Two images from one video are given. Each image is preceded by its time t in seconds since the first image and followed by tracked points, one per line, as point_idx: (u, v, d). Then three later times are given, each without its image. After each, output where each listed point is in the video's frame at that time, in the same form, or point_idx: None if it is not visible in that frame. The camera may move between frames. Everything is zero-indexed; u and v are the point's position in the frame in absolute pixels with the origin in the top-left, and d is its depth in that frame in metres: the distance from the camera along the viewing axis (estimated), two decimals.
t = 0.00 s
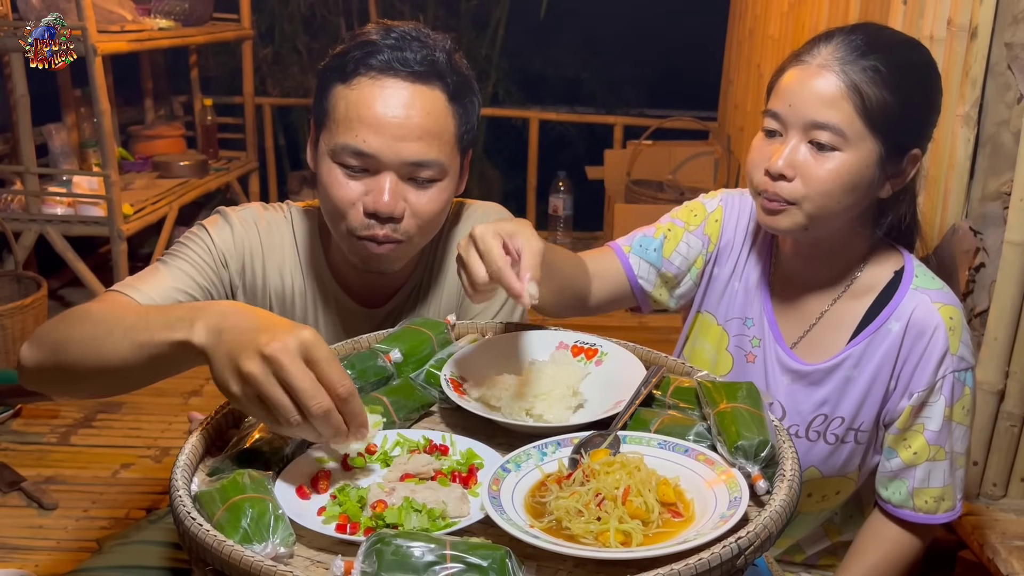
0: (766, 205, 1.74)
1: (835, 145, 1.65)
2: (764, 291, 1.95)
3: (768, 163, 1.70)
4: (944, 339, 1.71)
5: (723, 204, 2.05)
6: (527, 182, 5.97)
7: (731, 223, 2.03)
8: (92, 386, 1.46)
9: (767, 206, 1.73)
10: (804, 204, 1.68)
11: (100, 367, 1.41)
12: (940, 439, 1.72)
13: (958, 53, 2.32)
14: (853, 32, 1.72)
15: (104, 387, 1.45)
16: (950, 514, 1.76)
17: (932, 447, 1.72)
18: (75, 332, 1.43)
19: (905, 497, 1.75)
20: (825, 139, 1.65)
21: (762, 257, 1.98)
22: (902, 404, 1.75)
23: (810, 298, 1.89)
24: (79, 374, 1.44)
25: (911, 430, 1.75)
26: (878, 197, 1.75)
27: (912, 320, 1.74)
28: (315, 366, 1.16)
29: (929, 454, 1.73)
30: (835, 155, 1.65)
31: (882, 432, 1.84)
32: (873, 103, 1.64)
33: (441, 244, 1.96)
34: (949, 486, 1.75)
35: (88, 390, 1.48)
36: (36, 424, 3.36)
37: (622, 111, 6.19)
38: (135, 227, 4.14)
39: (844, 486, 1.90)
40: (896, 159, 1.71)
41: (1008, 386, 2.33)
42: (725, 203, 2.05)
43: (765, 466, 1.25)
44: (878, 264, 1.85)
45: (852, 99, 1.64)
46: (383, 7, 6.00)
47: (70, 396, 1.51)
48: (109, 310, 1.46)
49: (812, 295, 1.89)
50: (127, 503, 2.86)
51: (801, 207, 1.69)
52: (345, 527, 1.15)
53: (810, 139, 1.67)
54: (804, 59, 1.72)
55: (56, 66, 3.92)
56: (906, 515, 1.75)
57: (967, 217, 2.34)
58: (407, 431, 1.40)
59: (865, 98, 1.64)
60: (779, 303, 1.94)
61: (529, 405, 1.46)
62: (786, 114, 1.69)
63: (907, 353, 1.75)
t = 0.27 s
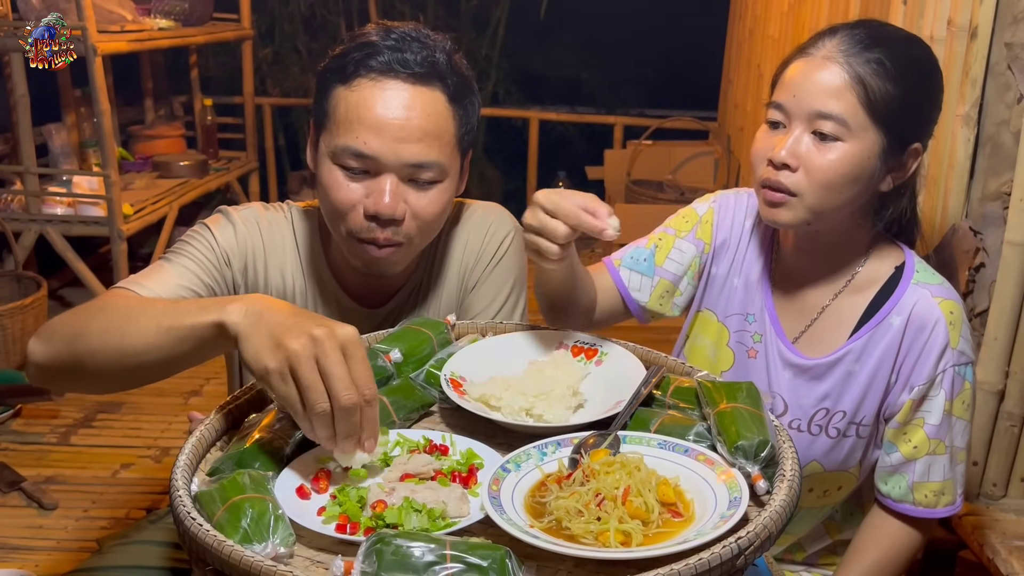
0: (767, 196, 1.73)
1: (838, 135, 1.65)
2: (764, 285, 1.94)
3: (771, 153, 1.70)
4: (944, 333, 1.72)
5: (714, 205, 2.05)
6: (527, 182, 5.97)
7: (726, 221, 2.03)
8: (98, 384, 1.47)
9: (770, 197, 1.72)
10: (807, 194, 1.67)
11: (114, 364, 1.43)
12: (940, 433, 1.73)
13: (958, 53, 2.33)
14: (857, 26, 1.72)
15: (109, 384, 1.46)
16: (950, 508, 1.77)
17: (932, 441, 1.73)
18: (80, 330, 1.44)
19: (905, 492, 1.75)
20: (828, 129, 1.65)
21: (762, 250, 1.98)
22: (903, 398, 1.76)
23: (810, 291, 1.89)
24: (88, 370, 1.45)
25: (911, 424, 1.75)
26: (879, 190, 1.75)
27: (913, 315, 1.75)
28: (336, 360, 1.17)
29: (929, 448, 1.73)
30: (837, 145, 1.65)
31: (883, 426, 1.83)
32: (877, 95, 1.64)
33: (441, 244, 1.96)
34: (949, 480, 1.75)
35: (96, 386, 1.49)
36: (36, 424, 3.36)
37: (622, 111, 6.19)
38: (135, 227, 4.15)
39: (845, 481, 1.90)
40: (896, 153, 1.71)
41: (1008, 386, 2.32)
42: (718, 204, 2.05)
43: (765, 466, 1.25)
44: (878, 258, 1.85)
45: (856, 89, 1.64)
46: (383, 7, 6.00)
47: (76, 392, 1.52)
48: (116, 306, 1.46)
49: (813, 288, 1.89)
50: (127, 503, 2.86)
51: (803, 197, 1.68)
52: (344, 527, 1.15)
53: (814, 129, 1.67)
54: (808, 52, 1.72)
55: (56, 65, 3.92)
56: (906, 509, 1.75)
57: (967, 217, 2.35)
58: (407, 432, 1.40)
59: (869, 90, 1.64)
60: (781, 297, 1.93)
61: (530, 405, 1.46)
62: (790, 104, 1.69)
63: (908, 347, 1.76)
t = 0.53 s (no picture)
0: (761, 194, 1.74)
1: (831, 140, 1.66)
2: (755, 283, 1.94)
3: (767, 152, 1.70)
4: (934, 325, 1.72)
5: (699, 212, 2.04)
6: (527, 182, 5.97)
7: (713, 223, 2.02)
8: (100, 382, 1.47)
9: (764, 195, 1.73)
10: (798, 195, 1.69)
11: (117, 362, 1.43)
12: (933, 425, 1.73)
13: (958, 53, 2.33)
14: (864, 28, 1.71)
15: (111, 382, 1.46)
16: (947, 501, 1.76)
17: (926, 434, 1.73)
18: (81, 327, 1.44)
19: (901, 485, 1.75)
20: (822, 133, 1.66)
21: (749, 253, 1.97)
22: (895, 392, 1.77)
23: (801, 287, 1.89)
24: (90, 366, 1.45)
25: (904, 417, 1.76)
26: (873, 194, 1.76)
27: (904, 308, 1.76)
28: (366, 369, 1.24)
29: (923, 441, 1.73)
30: (831, 149, 1.66)
31: (877, 420, 1.84)
32: (873, 101, 1.64)
33: (443, 245, 1.95)
34: (945, 472, 1.75)
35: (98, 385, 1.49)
36: (36, 424, 3.36)
37: (622, 111, 6.19)
38: (135, 228, 4.15)
39: (842, 475, 1.90)
40: (892, 158, 1.71)
41: (1008, 386, 2.31)
42: (703, 210, 2.04)
43: (765, 466, 1.25)
44: (870, 255, 1.85)
45: (853, 94, 1.64)
46: (382, 7, 6.00)
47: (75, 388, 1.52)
48: (120, 304, 1.47)
49: (803, 284, 1.89)
50: (128, 503, 2.86)
51: (794, 198, 1.69)
52: (344, 528, 1.15)
53: (809, 132, 1.67)
54: (811, 52, 1.71)
55: (56, 66, 3.92)
56: (903, 503, 1.75)
57: (967, 217, 2.35)
58: (407, 432, 1.40)
59: (866, 96, 1.64)
60: (771, 289, 1.94)
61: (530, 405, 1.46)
62: (789, 105, 1.69)
63: (899, 340, 1.76)
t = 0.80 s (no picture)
0: (749, 186, 1.75)
1: (817, 141, 1.67)
2: (743, 278, 1.94)
3: (755, 147, 1.72)
4: (920, 315, 1.72)
5: (684, 213, 2.05)
6: (527, 182, 5.97)
7: (699, 222, 2.03)
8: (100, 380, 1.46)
9: (750, 189, 1.75)
10: (780, 193, 1.70)
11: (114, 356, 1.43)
12: (922, 415, 1.71)
13: (958, 53, 2.33)
14: (861, 31, 1.71)
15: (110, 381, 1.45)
16: (938, 491, 1.74)
17: (915, 424, 1.71)
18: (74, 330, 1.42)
19: (891, 476, 1.73)
20: (808, 135, 1.67)
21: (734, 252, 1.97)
22: (884, 382, 1.76)
23: (789, 280, 1.89)
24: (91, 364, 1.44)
25: (893, 408, 1.74)
26: (857, 196, 1.77)
27: (890, 299, 1.75)
28: (356, 381, 1.18)
29: (912, 431, 1.71)
30: (816, 151, 1.67)
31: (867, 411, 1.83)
32: (860, 106, 1.65)
33: (443, 245, 1.95)
34: (935, 463, 1.73)
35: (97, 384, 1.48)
36: (36, 424, 3.36)
37: (622, 111, 6.19)
38: (135, 227, 4.14)
39: (834, 467, 1.88)
40: (878, 162, 1.72)
41: (1008, 386, 2.31)
42: (688, 211, 2.04)
43: (765, 466, 1.25)
44: (858, 249, 1.85)
45: (840, 99, 1.65)
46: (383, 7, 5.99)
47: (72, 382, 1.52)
48: (121, 303, 1.47)
49: (791, 277, 1.89)
50: (128, 503, 2.86)
51: (778, 195, 1.71)
52: (345, 528, 1.15)
53: (796, 131, 1.68)
54: (807, 51, 1.71)
55: (56, 66, 3.92)
56: (893, 494, 1.73)
57: (967, 217, 2.36)
58: (406, 432, 1.40)
59: (852, 100, 1.64)
60: (758, 283, 1.93)
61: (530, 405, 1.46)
62: (780, 102, 1.70)
63: (886, 331, 1.76)
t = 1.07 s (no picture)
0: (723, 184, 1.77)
1: (790, 136, 1.67)
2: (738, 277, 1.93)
3: (732, 145, 1.72)
4: (911, 308, 1.73)
5: (684, 207, 2.04)
6: (527, 182, 5.97)
7: (697, 217, 2.02)
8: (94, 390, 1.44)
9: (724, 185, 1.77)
10: (756, 190, 1.71)
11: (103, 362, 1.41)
12: (915, 408, 1.72)
13: (958, 53, 2.33)
14: (833, 27, 1.71)
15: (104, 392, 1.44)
16: (933, 485, 1.74)
17: (908, 417, 1.72)
18: (71, 330, 1.42)
19: (886, 470, 1.74)
20: (781, 129, 1.67)
21: (730, 248, 1.97)
22: (876, 375, 1.76)
23: (781, 274, 1.89)
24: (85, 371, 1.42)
25: (887, 401, 1.75)
26: (833, 191, 1.77)
27: (881, 292, 1.76)
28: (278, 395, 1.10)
29: (905, 424, 1.72)
30: (790, 145, 1.67)
31: (860, 404, 1.82)
32: (830, 101, 1.65)
33: (446, 243, 1.96)
34: (929, 455, 1.73)
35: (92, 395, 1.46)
36: (36, 424, 3.36)
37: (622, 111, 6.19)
38: (135, 227, 4.14)
39: (829, 461, 1.88)
40: (852, 156, 1.71)
41: (1008, 386, 2.30)
42: (687, 206, 2.04)
43: (765, 466, 1.25)
44: (849, 243, 1.85)
45: (812, 94, 1.65)
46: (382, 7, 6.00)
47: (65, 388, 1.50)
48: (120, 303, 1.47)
49: (784, 271, 1.89)
50: (127, 503, 2.86)
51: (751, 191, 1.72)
52: (345, 528, 1.15)
53: (770, 127, 1.69)
54: (780, 49, 1.72)
55: (56, 65, 3.92)
56: (888, 488, 1.74)
57: (967, 217, 2.36)
58: (406, 432, 1.40)
59: (823, 95, 1.65)
60: (752, 279, 1.93)
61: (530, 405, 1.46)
62: (754, 99, 1.71)
63: (878, 324, 1.76)
